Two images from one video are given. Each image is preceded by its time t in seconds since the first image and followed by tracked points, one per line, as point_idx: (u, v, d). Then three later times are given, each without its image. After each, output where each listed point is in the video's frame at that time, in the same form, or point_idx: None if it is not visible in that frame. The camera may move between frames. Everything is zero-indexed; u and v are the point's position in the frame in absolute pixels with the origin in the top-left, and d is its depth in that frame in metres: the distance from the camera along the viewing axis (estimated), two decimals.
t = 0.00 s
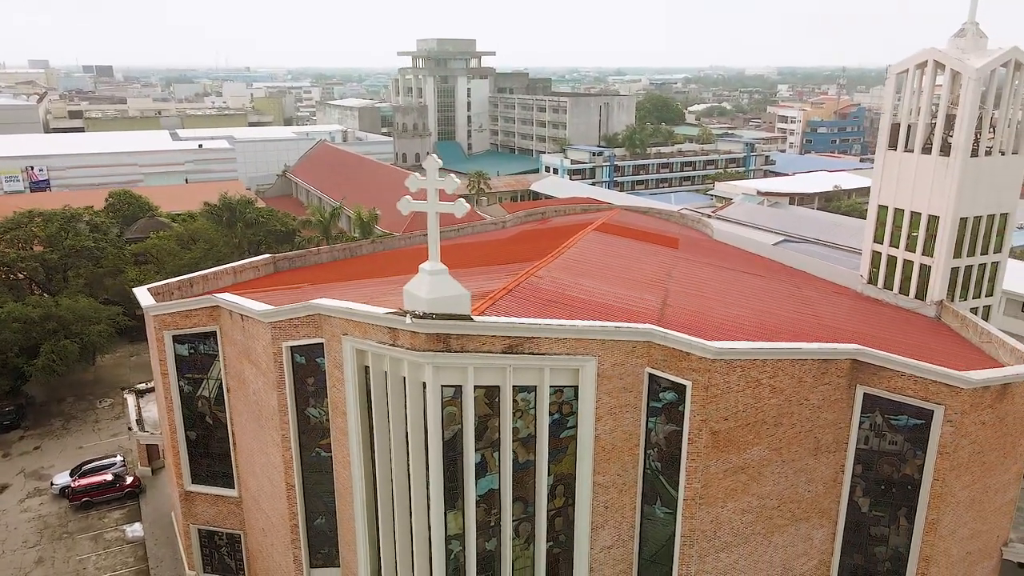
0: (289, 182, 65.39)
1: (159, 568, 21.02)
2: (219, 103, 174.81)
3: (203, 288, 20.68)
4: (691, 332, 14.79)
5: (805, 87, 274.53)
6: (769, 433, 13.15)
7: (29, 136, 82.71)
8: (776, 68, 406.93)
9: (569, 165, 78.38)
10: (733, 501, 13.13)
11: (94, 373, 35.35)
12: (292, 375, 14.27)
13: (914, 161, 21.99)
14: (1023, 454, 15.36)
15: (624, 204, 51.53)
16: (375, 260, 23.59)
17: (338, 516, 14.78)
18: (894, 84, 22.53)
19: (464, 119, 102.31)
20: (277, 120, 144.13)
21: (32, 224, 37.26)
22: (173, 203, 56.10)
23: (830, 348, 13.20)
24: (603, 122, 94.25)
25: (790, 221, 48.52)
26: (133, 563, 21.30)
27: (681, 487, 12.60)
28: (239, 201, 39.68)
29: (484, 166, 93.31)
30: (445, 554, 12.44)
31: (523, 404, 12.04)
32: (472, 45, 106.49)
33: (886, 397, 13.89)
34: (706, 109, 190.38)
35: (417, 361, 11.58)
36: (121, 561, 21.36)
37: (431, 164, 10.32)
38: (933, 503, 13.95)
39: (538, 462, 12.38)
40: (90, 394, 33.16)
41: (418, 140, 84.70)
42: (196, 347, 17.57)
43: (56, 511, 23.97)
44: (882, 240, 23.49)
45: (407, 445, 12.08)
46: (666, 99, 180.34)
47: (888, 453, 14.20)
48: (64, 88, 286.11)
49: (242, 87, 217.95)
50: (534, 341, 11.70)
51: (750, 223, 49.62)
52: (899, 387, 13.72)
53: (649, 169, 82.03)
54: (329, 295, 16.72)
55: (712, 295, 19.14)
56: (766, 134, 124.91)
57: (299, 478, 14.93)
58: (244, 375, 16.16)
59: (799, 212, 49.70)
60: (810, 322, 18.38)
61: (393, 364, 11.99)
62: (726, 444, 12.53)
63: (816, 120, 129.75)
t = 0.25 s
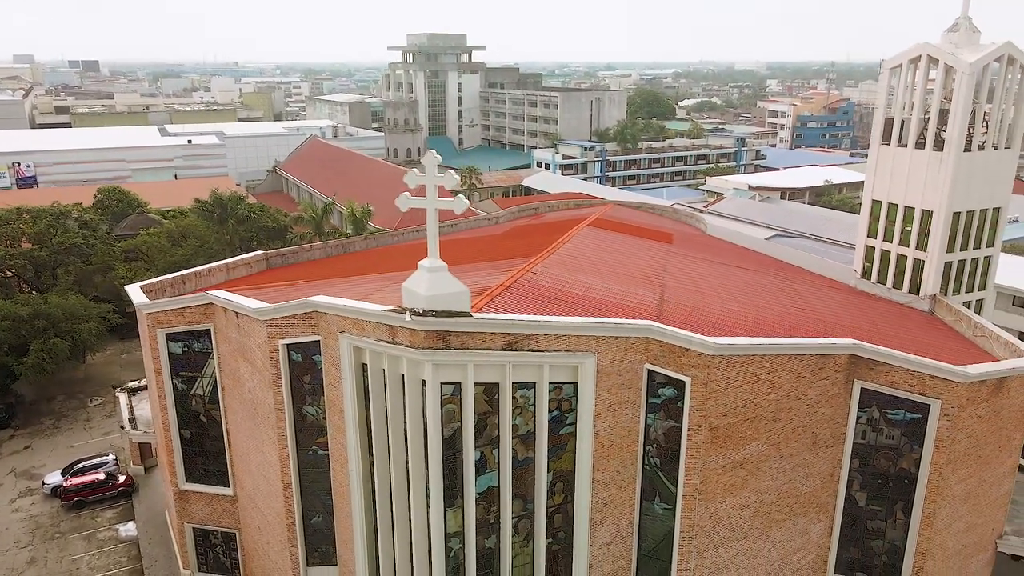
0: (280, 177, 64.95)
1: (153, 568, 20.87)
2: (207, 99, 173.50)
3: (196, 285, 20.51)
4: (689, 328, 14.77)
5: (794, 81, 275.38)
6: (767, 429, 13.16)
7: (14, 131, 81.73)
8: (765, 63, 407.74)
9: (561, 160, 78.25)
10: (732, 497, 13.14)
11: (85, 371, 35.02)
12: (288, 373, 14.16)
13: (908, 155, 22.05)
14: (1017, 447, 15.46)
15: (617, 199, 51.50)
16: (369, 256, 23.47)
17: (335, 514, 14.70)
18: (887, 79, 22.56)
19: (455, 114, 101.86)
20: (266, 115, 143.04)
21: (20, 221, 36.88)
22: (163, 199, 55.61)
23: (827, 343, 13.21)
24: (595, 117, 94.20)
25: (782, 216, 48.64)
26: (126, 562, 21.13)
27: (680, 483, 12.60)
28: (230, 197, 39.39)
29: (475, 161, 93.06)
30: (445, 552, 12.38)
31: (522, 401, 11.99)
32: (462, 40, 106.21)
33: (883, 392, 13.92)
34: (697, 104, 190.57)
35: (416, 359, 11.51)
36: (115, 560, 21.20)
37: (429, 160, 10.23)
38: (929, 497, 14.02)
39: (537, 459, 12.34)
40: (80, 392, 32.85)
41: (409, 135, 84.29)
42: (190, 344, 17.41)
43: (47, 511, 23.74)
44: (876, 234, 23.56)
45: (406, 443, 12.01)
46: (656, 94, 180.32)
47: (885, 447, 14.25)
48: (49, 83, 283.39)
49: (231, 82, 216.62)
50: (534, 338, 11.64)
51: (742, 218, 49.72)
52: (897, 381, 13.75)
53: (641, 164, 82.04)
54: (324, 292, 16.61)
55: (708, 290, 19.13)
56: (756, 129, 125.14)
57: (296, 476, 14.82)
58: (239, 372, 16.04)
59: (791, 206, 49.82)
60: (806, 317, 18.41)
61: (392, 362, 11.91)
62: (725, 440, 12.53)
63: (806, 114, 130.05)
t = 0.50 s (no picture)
0: (270, 174, 64.52)
1: (147, 567, 20.72)
2: (196, 94, 172.14)
3: (188, 282, 20.34)
4: (687, 323, 14.74)
5: (784, 76, 276.31)
6: (766, 424, 13.17)
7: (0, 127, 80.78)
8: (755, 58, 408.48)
9: (553, 156, 78.11)
10: (731, 492, 13.16)
11: (75, 369, 34.66)
12: (284, 371, 14.04)
13: (901, 150, 22.11)
14: (1012, 440, 15.56)
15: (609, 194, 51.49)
16: (363, 252, 23.33)
17: (332, 512, 14.62)
18: (880, 73, 22.58)
19: (446, 109, 101.38)
20: (255, 110, 142.05)
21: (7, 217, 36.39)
22: (152, 195, 55.10)
23: (825, 339, 13.22)
24: (586, 112, 94.15)
25: (774, 211, 48.77)
26: (120, 562, 20.96)
27: (679, 479, 12.60)
28: (220, 193, 38.76)
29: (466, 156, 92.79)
30: (445, 550, 12.34)
31: (522, 398, 11.93)
32: (453, 35, 106.10)
33: (880, 386, 13.95)
34: (687, 100, 190.67)
35: (415, 356, 11.43)
36: (109, 560, 21.03)
37: (428, 156, 10.16)
38: (926, 491, 14.09)
39: (537, 456, 12.30)
40: (70, 391, 32.51)
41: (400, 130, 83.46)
42: (184, 342, 17.25)
43: (39, 510, 23.52)
44: (870, 229, 23.62)
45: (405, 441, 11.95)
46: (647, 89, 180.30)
47: (882, 442, 14.30)
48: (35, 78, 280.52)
49: (220, 77, 215.08)
50: (533, 335, 11.58)
51: (735, 213, 49.80)
52: (894, 376, 13.79)
53: (632, 159, 82.03)
54: (319, 290, 16.48)
55: (704, 286, 19.11)
56: (747, 124, 125.34)
57: (292, 475, 14.72)
58: (234, 370, 15.90)
59: (783, 201, 49.93)
60: (802, 312, 18.43)
61: (390, 359, 11.82)
62: (724, 436, 12.53)
63: (797, 109, 130.35)
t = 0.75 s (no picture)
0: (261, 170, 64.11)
1: (142, 567, 20.56)
2: (184, 89, 170.79)
3: (181, 280, 20.17)
4: (684, 319, 14.71)
5: (773, 71, 277.11)
6: (764, 420, 13.18)
7: None
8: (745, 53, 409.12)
9: (544, 151, 77.99)
10: (730, 487, 13.18)
11: (65, 368, 34.32)
12: (280, 369, 13.93)
13: (895, 145, 22.16)
14: (1006, 434, 15.66)
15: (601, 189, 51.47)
16: (357, 249, 23.20)
17: (330, 511, 14.54)
18: (874, 69, 22.61)
19: (436, 105, 100.44)
20: (244, 106, 141.02)
21: None
22: (141, 192, 54.63)
23: (823, 334, 13.22)
24: (577, 107, 94.13)
25: (766, 205, 48.89)
26: (114, 562, 20.81)
27: (679, 475, 12.59)
28: (210, 188, 38.52)
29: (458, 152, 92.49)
30: (444, 548, 12.30)
31: (521, 395, 11.88)
32: (443, 30, 105.83)
33: (877, 381, 13.99)
34: (678, 95, 190.90)
35: (414, 354, 11.35)
36: (102, 560, 20.86)
37: (427, 152, 10.09)
38: (922, 485, 14.15)
39: (536, 453, 12.26)
40: (60, 390, 32.19)
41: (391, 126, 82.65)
42: (177, 341, 17.09)
43: (30, 511, 23.30)
44: (863, 224, 23.68)
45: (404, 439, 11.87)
46: (638, 84, 180.33)
47: (879, 437, 14.33)
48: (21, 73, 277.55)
49: (209, 72, 213.51)
50: (533, 332, 11.53)
51: (727, 208, 49.88)
52: (891, 370, 13.82)
53: (623, 154, 82.03)
54: (314, 287, 16.37)
55: (700, 282, 19.09)
56: (738, 119, 125.58)
57: (289, 474, 14.62)
58: (228, 368, 15.77)
59: (774, 196, 50.06)
60: (798, 307, 18.43)
61: (389, 357, 11.73)
62: (723, 432, 12.53)
63: (787, 104, 130.72)
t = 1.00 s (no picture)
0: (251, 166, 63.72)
1: (136, 567, 20.41)
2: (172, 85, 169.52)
3: (173, 277, 20.02)
4: (681, 315, 14.67)
5: (763, 66, 277.85)
6: (762, 415, 13.19)
7: None
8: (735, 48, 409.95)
9: (536, 146, 77.88)
10: (728, 483, 13.19)
11: (55, 367, 34.03)
12: (277, 367, 13.81)
13: (888, 140, 22.20)
14: (1001, 427, 15.75)
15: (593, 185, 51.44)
16: (350, 245, 23.07)
17: (327, 510, 14.46)
18: (868, 63, 22.61)
19: (427, 100, 100.45)
20: (234, 101, 139.97)
21: None
22: (130, 189, 54.18)
23: (821, 329, 13.23)
24: (568, 102, 94.06)
25: (758, 200, 49.02)
26: (107, 562, 20.64)
27: (678, 471, 12.58)
28: (201, 185, 38.36)
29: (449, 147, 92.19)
30: (444, 547, 12.25)
31: (520, 392, 11.83)
32: (434, 24, 105.36)
33: (874, 376, 14.01)
34: (668, 90, 191.19)
35: (413, 352, 11.27)
36: (96, 560, 20.69)
37: (426, 149, 10.03)
38: (919, 479, 14.21)
39: (535, 450, 12.23)
40: (50, 388, 31.91)
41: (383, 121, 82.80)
42: (171, 339, 16.93)
43: (22, 511, 23.08)
44: (857, 219, 23.74)
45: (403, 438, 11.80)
46: (628, 79, 180.42)
47: (876, 431, 14.37)
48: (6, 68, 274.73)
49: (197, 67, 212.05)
50: (532, 329, 11.47)
51: (719, 203, 49.96)
52: (888, 365, 13.85)
53: (615, 149, 82.01)
54: (309, 284, 16.24)
55: (696, 277, 19.07)
56: (728, 113, 125.83)
57: (286, 473, 14.52)
58: (223, 367, 15.63)
59: (766, 190, 50.19)
60: (794, 302, 18.44)
61: (387, 355, 11.64)
62: (722, 427, 12.53)
63: (777, 99, 131.07)
